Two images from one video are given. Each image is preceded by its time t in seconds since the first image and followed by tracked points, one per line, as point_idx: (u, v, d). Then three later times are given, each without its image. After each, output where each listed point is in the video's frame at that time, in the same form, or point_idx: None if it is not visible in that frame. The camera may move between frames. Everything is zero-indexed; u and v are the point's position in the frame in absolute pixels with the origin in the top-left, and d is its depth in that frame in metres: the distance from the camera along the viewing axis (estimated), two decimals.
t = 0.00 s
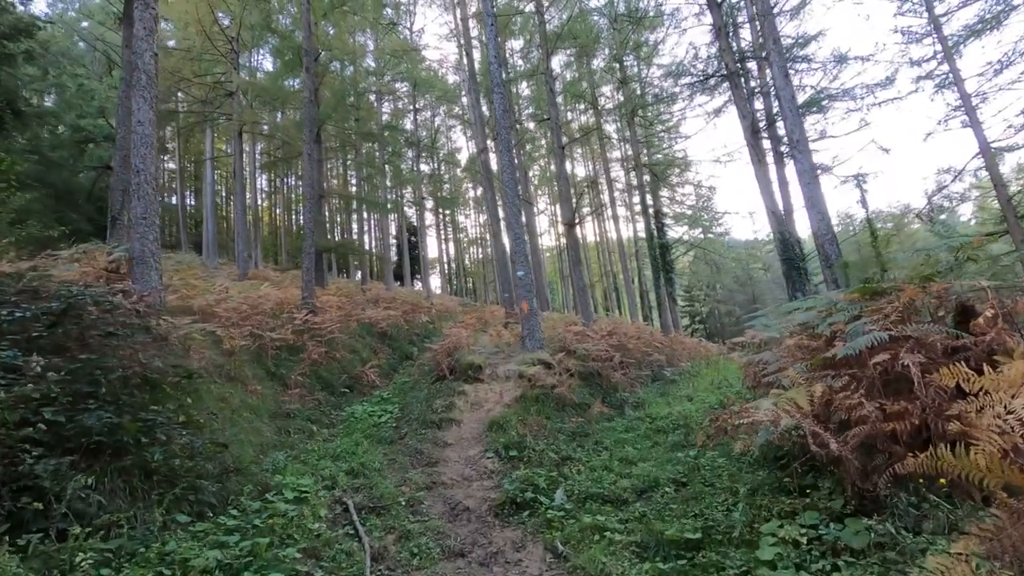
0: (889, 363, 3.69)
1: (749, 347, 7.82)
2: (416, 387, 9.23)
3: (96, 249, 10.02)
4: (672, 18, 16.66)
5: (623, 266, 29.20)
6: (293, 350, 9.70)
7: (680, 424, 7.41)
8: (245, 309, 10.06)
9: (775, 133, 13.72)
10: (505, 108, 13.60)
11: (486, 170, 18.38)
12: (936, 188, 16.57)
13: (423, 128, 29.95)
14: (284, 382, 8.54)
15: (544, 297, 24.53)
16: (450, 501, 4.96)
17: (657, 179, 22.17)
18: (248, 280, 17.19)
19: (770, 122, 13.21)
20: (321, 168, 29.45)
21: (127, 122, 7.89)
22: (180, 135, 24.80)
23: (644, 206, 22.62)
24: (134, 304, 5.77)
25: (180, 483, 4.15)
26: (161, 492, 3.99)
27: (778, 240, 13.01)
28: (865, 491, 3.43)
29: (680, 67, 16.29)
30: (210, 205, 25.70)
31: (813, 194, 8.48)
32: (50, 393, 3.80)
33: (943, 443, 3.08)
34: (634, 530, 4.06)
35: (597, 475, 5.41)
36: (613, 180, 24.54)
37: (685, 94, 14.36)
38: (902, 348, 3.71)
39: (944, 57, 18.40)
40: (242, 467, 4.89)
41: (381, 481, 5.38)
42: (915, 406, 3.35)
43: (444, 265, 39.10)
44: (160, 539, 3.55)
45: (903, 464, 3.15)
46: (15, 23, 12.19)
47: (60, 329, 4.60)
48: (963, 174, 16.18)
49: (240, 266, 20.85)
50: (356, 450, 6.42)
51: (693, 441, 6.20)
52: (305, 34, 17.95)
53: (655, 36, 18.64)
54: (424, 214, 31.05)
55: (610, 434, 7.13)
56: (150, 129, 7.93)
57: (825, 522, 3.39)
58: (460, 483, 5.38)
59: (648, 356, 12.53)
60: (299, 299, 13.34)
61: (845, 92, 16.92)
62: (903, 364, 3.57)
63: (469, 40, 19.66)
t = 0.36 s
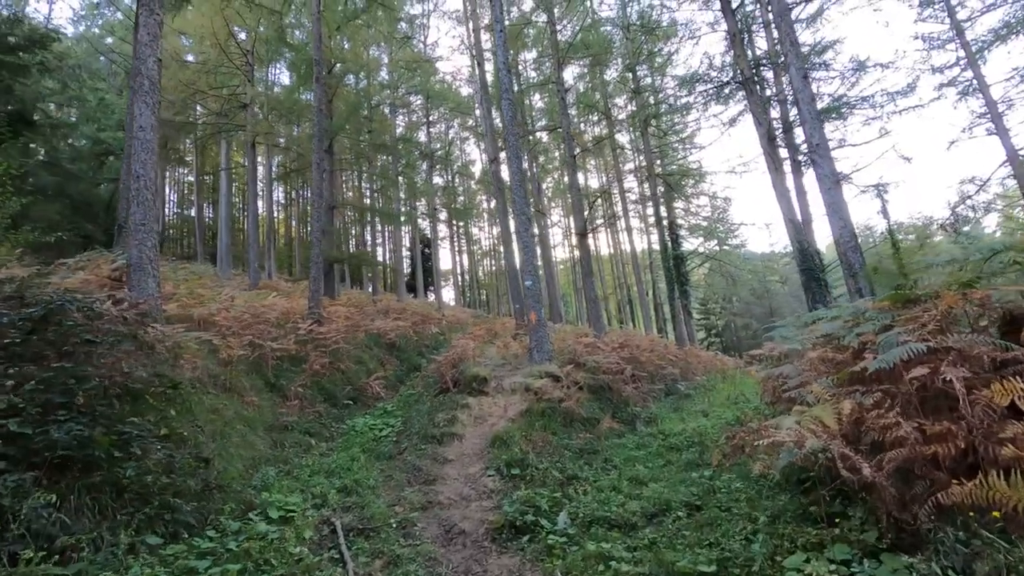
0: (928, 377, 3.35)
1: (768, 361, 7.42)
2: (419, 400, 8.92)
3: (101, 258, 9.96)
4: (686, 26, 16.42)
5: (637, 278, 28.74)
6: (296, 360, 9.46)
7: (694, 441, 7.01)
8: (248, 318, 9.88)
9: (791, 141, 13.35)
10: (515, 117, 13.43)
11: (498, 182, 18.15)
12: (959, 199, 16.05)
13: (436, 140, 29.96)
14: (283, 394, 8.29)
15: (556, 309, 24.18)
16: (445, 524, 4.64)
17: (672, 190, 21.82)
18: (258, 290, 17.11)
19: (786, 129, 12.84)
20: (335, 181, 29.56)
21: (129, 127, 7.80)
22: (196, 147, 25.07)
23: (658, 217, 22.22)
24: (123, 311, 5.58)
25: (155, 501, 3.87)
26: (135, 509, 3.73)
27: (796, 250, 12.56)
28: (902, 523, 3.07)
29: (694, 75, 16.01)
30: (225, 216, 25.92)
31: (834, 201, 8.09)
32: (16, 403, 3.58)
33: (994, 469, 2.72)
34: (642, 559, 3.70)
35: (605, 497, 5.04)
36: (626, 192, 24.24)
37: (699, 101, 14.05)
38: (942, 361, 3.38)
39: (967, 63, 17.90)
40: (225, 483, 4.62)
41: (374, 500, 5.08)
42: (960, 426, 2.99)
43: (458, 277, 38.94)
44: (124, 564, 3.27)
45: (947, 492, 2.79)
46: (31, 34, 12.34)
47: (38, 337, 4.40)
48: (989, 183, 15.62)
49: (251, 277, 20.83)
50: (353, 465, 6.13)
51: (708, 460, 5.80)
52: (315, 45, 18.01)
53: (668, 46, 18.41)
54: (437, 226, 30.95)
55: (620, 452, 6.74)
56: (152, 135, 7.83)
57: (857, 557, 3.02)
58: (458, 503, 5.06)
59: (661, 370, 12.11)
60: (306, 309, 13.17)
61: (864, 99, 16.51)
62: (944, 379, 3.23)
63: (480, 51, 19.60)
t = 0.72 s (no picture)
0: (980, 398, 3.03)
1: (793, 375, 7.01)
2: (428, 412, 8.68)
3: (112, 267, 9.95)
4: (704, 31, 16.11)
5: (655, 288, 28.25)
6: (304, 371, 9.29)
7: (714, 459, 6.63)
8: (256, 328, 9.74)
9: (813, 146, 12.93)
10: (527, 122, 13.19)
11: (512, 191, 17.94)
12: (992, 206, 15.40)
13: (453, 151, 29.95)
14: (288, 405, 8.10)
15: (573, 319, 23.78)
16: (446, 548, 4.37)
17: (690, 198, 21.41)
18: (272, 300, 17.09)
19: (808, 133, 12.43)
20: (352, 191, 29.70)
21: (137, 136, 7.75)
22: (216, 160, 25.40)
23: (677, 226, 21.80)
24: (119, 321, 5.45)
25: (137, 520, 3.66)
26: (116, 530, 3.53)
27: (821, 258, 12.11)
28: (951, 560, 2.77)
29: (712, 80, 15.66)
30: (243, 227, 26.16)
31: (862, 205, 7.67)
32: None
33: None
34: None
35: (618, 519, 4.73)
36: (644, 201, 23.86)
37: (718, 106, 13.67)
38: (994, 379, 3.07)
39: (999, 65, 17.27)
40: (216, 501, 4.42)
41: (373, 519, 4.83)
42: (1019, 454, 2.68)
43: (475, 287, 38.79)
44: None
45: (1007, 529, 2.49)
46: (51, 48, 12.53)
47: (26, 347, 4.25)
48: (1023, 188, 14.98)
49: (267, 286, 20.88)
50: (355, 482, 5.89)
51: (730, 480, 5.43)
52: (329, 56, 18.07)
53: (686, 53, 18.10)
54: (454, 236, 30.88)
55: (635, 470, 6.40)
56: (159, 143, 7.76)
57: None
58: (460, 524, 4.79)
59: (680, 382, 11.69)
60: (317, 319, 13.05)
61: (890, 103, 15.99)
62: (1000, 400, 2.92)
63: (495, 62, 19.53)
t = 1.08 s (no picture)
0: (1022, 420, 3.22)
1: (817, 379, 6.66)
2: (436, 417, 8.45)
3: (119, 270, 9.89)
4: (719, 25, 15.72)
5: (670, 289, 27.77)
6: (309, 373, 9.07)
7: (733, 468, 6.30)
8: (261, 331, 9.58)
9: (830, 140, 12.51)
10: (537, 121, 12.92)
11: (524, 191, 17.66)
12: (1020, 202, 14.84)
13: (465, 152, 29.77)
14: (292, 410, 7.91)
15: (587, 321, 23.41)
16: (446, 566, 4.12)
17: (705, 197, 20.98)
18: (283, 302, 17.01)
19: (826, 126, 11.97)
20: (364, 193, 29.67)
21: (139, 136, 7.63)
22: (229, 163, 25.50)
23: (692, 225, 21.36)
24: (112, 325, 5.31)
25: (118, 535, 3.45)
26: (95, 546, 3.34)
27: (842, 256, 11.69)
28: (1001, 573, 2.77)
29: (727, 75, 15.27)
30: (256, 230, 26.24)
31: (888, 200, 7.30)
32: None
33: None
34: None
35: (632, 534, 4.45)
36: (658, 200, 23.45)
37: (734, 101, 13.28)
38: None
39: None
40: (204, 514, 4.21)
41: (371, 532, 4.60)
42: None
43: (488, 289, 38.58)
44: None
45: None
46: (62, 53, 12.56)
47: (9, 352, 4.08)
48: None
49: (278, 289, 20.81)
50: (355, 491, 5.67)
51: (751, 492, 5.11)
52: (337, 58, 17.97)
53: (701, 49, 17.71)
54: (466, 238, 30.68)
55: (648, 479, 6.10)
56: (161, 144, 7.63)
57: None
58: (462, 538, 4.55)
59: (696, 385, 11.33)
60: (325, 322, 12.91)
61: (913, 97, 15.47)
62: None
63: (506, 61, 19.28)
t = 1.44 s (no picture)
0: None
1: (841, 372, 6.36)
2: (445, 412, 8.28)
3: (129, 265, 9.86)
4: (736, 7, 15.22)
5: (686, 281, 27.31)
6: (318, 368, 8.97)
7: (753, 466, 6.03)
8: (270, 325, 9.49)
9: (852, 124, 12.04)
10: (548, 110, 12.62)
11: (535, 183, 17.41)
12: None
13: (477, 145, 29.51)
14: (300, 406, 7.80)
15: (602, 314, 23.09)
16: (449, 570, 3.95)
17: (722, 186, 20.50)
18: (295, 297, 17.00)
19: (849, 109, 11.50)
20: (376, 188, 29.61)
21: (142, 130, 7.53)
22: (242, 159, 25.58)
23: (709, 216, 20.93)
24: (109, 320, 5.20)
25: (106, 540, 3.32)
26: (82, 550, 3.21)
27: (865, 244, 11.25)
28: None
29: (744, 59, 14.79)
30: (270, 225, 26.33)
31: (917, 183, 6.91)
32: None
33: None
34: None
35: (646, 537, 4.24)
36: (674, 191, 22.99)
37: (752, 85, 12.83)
38: None
39: None
40: (200, 515, 4.09)
41: (373, 533, 4.44)
42: None
43: (503, 282, 38.43)
44: None
45: None
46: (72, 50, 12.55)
47: None
48: None
49: (291, 284, 20.83)
50: (360, 488, 5.53)
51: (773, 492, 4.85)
52: (346, 51, 17.83)
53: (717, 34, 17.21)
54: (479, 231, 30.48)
55: (663, 477, 5.87)
56: (164, 137, 7.52)
57: None
58: (467, 541, 4.37)
59: (713, 379, 11.02)
60: (336, 316, 12.81)
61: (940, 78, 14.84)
62: None
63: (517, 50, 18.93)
